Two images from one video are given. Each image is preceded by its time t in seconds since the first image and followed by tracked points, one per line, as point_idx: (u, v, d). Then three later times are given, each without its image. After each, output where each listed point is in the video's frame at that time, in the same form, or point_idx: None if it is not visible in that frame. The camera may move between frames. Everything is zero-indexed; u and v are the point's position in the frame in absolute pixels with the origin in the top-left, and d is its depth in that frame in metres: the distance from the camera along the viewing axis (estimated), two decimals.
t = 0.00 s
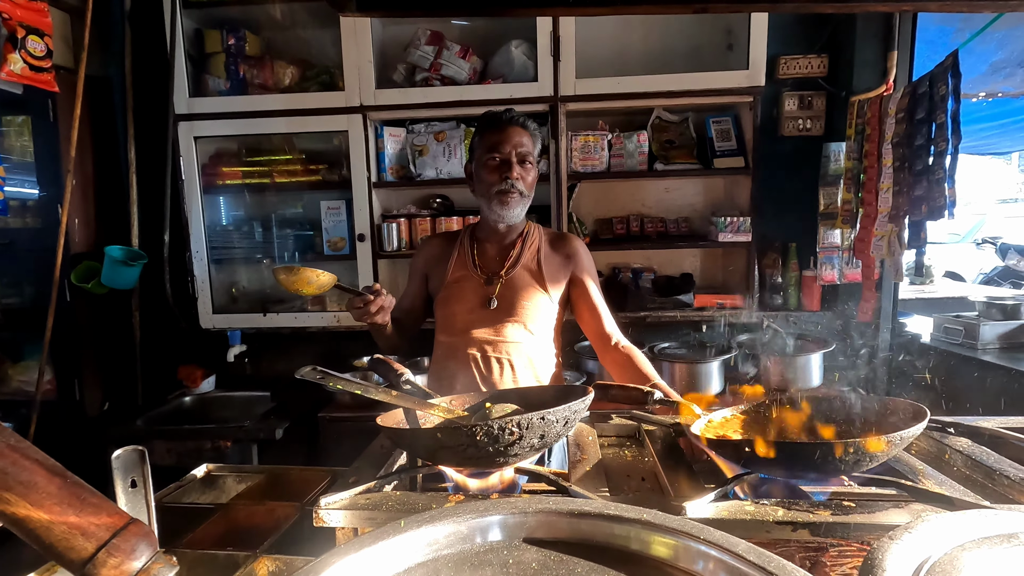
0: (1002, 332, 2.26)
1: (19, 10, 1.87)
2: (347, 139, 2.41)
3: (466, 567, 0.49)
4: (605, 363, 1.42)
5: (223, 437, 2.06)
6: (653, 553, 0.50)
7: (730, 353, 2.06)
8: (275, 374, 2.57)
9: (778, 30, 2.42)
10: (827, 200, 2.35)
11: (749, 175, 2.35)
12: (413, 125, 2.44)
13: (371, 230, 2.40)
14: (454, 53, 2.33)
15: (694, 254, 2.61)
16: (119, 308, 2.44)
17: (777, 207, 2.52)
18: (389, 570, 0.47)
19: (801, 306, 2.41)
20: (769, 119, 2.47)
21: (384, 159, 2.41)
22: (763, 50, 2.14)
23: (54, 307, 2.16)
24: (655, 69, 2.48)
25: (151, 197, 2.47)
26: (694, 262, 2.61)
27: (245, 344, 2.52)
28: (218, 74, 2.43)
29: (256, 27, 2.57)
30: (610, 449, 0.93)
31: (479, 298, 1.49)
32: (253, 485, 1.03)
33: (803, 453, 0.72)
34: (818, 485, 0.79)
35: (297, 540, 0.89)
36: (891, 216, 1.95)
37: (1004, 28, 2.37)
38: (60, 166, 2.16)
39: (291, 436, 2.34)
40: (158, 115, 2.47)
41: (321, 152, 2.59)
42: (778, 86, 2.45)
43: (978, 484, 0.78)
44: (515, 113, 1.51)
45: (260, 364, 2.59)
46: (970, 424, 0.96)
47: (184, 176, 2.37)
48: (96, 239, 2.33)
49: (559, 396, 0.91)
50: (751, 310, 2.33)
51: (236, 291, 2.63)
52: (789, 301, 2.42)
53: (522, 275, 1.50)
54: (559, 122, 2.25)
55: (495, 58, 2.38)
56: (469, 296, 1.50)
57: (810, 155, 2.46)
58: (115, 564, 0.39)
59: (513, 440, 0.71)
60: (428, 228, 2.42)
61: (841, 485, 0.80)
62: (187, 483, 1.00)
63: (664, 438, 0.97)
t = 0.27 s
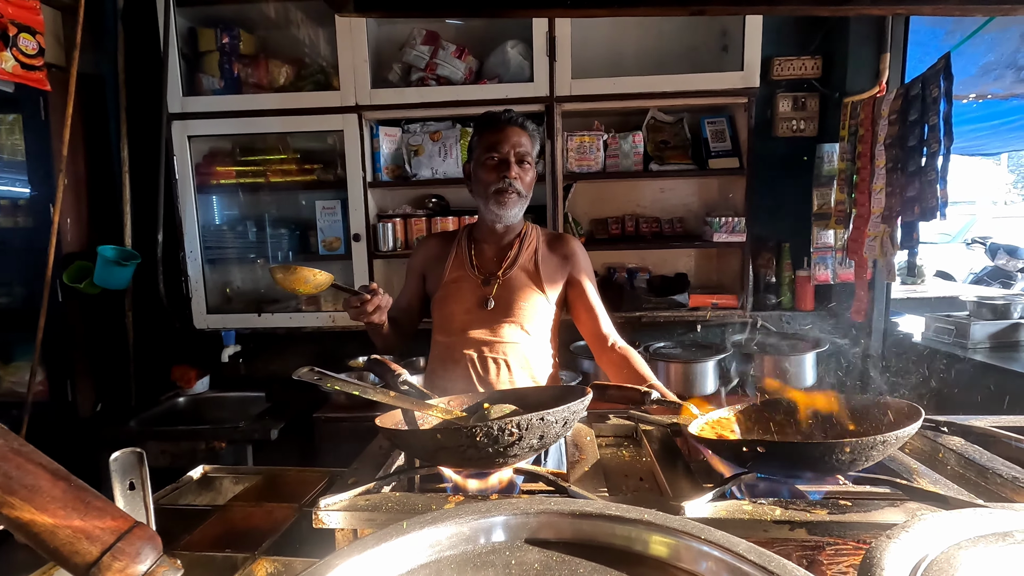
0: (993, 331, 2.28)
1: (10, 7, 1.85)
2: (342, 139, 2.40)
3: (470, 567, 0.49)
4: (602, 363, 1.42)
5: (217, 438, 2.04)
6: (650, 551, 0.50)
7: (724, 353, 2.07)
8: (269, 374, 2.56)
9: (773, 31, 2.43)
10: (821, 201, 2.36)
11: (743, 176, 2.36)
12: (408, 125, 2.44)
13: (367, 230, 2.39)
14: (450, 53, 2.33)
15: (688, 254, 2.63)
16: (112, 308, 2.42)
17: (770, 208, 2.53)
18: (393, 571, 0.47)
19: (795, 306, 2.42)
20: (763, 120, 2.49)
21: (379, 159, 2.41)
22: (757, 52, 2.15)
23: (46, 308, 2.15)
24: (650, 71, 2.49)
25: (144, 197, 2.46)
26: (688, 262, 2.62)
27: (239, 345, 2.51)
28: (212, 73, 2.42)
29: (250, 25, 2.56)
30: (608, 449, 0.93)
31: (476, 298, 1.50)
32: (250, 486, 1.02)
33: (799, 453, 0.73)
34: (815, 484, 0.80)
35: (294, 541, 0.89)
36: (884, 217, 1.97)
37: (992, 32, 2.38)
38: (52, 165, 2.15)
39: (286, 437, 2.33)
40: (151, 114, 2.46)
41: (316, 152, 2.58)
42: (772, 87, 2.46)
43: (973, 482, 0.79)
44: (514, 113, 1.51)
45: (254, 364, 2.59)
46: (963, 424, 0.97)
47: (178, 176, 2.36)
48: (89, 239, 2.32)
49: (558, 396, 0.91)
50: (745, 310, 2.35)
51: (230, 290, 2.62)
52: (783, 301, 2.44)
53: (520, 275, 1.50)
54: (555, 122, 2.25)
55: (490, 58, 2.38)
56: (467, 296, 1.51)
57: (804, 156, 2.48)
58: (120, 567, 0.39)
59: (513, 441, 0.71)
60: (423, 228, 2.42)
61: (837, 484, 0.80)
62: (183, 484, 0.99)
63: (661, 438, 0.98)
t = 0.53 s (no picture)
0: (980, 330, 2.31)
1: None
2: (335, 138, 2.39)
3: (466, 567, 0.49)
4: (597, 362, 1.42)
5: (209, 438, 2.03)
6: (646, 548, 0.50)
7: (717, 352, 2.08)
8: (261, 374, 2.55)
9: (765, 31, 2.44)
10: (812, 200, 2.38)
11: (736, 176, 2.37)
12: (401, 123, 2.43)
13: (360, 229, 2.38)
14: (443, 52, 2.32)
15: (681, 253, 2.64)
16: (102, 307, 2.40)
17: (762, 207, 2.55)
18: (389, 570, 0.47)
19: (786, 304, 2.44)
20: (755, 120, 2.50)
21: (372, 158, 2.40)
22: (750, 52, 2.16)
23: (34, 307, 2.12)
24: (643, 70, 2.50)
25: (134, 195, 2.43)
26: (681, 261, 2.63)
27: (231, 344, 2.49)
28: (203, 70, 2.40)
29: (241, 23, 2.54)
30: (602, 447, 0.94)
31: (471, 297, 1.49)
32: (244, 487, 1.02)
33: (793, 450, 0.73)
34: (808, 481, 0.81)
35: (288, 543, 0.89)
36: (875, 216, 1.98)
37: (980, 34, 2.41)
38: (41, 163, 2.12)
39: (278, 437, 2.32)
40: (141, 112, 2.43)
41: (309, 151, 2.57)
42: (764, 88, 2.47)
43: (962, 478, 0.80)
44: (512, 112, 1.51)
45: (246, 364, 2.57)
46: (952, 421, 0.98)
47: (169, 174, 2.34)
48: (78, 237, 2.29)
49: (553, 394, 0.91)
50: (737, 308, 2.36)
51: (222, 290, 2.60)
52: (775, 300, 2.46)
53: (515, 275, 1.50)
54: (548, 121, 2.25)
55: (484, 57, 2.38)
56: (461, 295, 1.50)
57: (796, 156, 2.49)
58: (113, 568, 0.39)
59: (508, 439, 0.71)
60: (416, 227, 2.41)
61: (830, 482, 0.81)
62: (175, 485, 0.98)
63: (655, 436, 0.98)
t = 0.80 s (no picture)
0: (966, 327, 2.34)
1: None
2: (326, 136, 2.38)
3: (456, 562, 0.49)
4: (590, 361, 1.43)
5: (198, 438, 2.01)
6: (632, 543, 0.51)
7: (707, 350, 2.10)
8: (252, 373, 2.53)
9: (755, 31, 2.46)
10: (801, 199, 2.40)
11: (726, 175, 2.39)
12: (392, 122, 2.42)
13: (351, 228, 2.37)
14: (434, 50, 2.32)
15: (671, 252, 2.65)
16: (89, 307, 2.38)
17: (752, 206, 2.57)
18: (377, 566, 0.47)
19: (775, 302, 2.46)
20: (744, 120, 2.51)
21: (363, 156, 2.39)
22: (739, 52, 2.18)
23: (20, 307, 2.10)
24: (634, 69, 2.51)
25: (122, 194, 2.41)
26: (672, 260, 2.65)
27: (221, 344, 2.48)
28: (191, 68, 2.38)
29: (230, 20, 2.52)
30: (592, 444, 0.94)
31: (464, 297, 1.49)
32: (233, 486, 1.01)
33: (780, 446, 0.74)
34: (795, 477, 0.82)
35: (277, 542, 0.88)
36: (862, 215, 2.00)
37: (965, 35, 2.44)
38: (26, 161, 2.09)
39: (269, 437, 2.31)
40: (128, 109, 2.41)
41: (299, 150, 2.56)
42: (754, 87, 2.49)
43: (945, 473, 0.81)
44: (508, 113, 1.51)
45: (236, 364, 2.56)
46: (936, 417, 0.99)
47: (157, 172, 2.31)
48: (64, 236, 2.27)
49: (543, 392, 0.91)
50: (727, 306, 2.38)
51: (211, 289, 2.58)
52: (764, 298, 2.48)
53: (508, 274, 1.51)
54: (539, 120, 2.26)
55: (475, 56, 2.37)
56: (454, 295, 1.50)
57: (784, 155, 2.51)
58: (99, 566, 0.38)
59: (498, 437, 0.72)
60: (408, 226, 2.41)
61: (816, 477, 0.82)
62: (164, 485, 0.98)
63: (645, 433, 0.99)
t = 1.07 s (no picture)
0: (952, 324, 2.37)
1: None
2: (316, 135, 2.37)
3: (443, 558, 0.50)
4: (583, 360, 1.44)
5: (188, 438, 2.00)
6: (617, 537, 0.51)
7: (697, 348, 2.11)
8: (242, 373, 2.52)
9: (744, 31, 2.48)
10: (790, 198, 2.42)
11: (715, 174, 2.40)
12: (383, 121, 2.42)
13: (342, 227, 2.37)
14: (425, 49, 2.32)
15: (662, 251, 2.67)
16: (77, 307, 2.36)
17: (742, 205, 2.59)
18: (365, 562, 0.47)
19: (765, 300, 2.48)
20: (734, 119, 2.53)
21: (354, 155, 2.39)
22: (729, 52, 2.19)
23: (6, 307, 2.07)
24: (624, 69, 2.52)
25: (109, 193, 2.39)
26: (662, 258, 2.67)
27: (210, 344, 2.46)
28: (180, 66, 2.36)
29: (219, 17, 2.51)
30: (582, 441, 0.95)
31: (458, 296, 1.50)
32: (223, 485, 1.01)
33: (765, 442, 0.75)
34: (781, 472, 0.83)
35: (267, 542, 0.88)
36: (850, 214, 2.03)
37: (951, 36, 2.47)
38: (11, 159, 2.07)
39: (259, 436, 2.30)
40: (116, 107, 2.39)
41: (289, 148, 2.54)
42: (743, 87, 2.51)
43: (927, 467, 0.83)
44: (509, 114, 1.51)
45: (227, 364, 2.55)
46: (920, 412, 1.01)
47: (146, 171, 2.30)
48: (51, 235, 2.24)
49: (533, 389, 0.92)
50: (717, 305, 2.40)
51: (201, 289, 2.56)
52: (753, 296, 2.50)
53: (502, 274, 1.51)
54: (530, 119, 2.26)
55: (466, 55, 2.38)
56: (448, 294, 1.51)
57: (773, 155, 2.53)
58: (87, 564, 0.38)
59: (487, 435, 0.72)
60: (399, 225, 2.41)
61: (801, 472, 0.83)
62: (153, 485, 0.98)
63: (635, 431, 0.99)
